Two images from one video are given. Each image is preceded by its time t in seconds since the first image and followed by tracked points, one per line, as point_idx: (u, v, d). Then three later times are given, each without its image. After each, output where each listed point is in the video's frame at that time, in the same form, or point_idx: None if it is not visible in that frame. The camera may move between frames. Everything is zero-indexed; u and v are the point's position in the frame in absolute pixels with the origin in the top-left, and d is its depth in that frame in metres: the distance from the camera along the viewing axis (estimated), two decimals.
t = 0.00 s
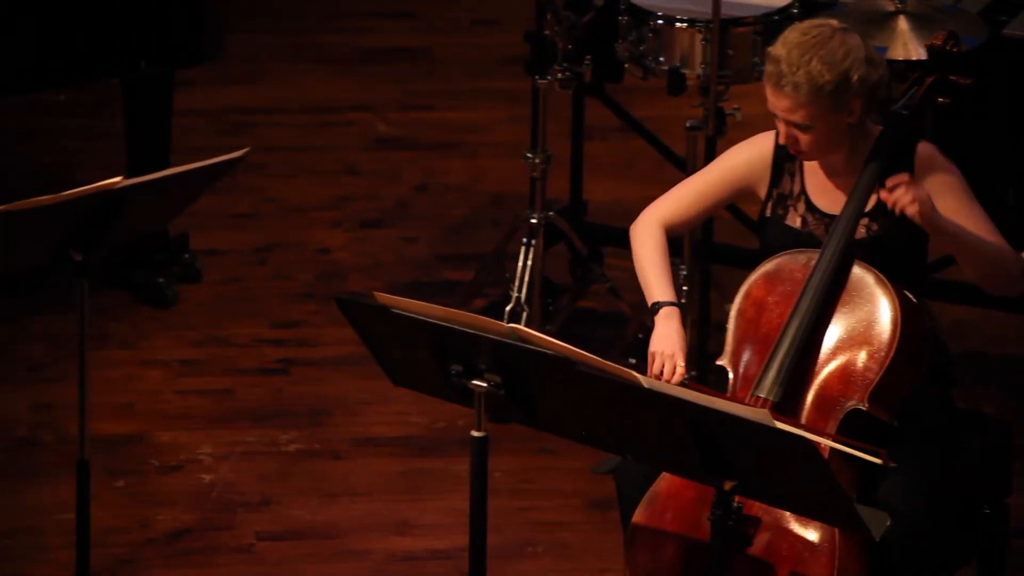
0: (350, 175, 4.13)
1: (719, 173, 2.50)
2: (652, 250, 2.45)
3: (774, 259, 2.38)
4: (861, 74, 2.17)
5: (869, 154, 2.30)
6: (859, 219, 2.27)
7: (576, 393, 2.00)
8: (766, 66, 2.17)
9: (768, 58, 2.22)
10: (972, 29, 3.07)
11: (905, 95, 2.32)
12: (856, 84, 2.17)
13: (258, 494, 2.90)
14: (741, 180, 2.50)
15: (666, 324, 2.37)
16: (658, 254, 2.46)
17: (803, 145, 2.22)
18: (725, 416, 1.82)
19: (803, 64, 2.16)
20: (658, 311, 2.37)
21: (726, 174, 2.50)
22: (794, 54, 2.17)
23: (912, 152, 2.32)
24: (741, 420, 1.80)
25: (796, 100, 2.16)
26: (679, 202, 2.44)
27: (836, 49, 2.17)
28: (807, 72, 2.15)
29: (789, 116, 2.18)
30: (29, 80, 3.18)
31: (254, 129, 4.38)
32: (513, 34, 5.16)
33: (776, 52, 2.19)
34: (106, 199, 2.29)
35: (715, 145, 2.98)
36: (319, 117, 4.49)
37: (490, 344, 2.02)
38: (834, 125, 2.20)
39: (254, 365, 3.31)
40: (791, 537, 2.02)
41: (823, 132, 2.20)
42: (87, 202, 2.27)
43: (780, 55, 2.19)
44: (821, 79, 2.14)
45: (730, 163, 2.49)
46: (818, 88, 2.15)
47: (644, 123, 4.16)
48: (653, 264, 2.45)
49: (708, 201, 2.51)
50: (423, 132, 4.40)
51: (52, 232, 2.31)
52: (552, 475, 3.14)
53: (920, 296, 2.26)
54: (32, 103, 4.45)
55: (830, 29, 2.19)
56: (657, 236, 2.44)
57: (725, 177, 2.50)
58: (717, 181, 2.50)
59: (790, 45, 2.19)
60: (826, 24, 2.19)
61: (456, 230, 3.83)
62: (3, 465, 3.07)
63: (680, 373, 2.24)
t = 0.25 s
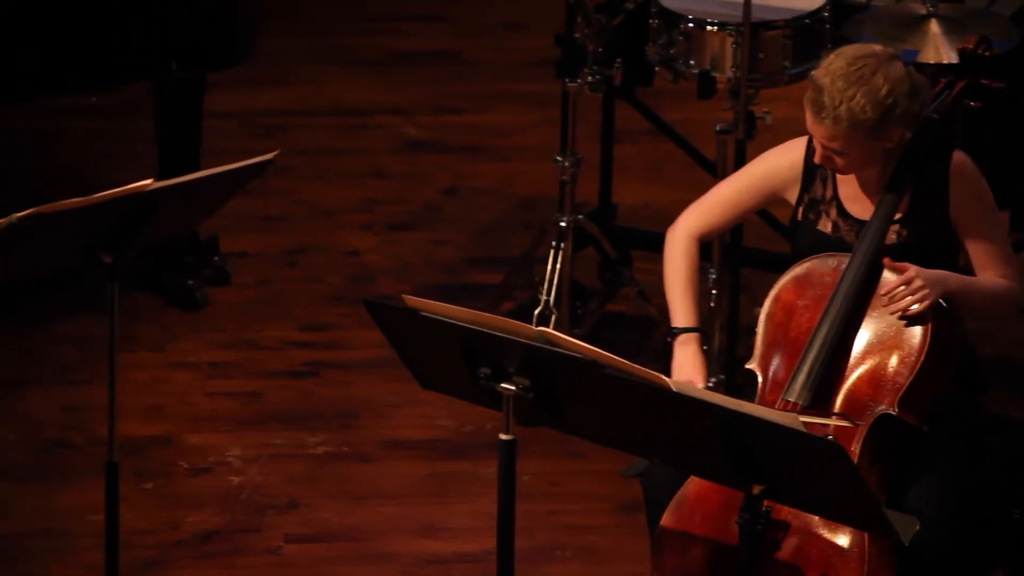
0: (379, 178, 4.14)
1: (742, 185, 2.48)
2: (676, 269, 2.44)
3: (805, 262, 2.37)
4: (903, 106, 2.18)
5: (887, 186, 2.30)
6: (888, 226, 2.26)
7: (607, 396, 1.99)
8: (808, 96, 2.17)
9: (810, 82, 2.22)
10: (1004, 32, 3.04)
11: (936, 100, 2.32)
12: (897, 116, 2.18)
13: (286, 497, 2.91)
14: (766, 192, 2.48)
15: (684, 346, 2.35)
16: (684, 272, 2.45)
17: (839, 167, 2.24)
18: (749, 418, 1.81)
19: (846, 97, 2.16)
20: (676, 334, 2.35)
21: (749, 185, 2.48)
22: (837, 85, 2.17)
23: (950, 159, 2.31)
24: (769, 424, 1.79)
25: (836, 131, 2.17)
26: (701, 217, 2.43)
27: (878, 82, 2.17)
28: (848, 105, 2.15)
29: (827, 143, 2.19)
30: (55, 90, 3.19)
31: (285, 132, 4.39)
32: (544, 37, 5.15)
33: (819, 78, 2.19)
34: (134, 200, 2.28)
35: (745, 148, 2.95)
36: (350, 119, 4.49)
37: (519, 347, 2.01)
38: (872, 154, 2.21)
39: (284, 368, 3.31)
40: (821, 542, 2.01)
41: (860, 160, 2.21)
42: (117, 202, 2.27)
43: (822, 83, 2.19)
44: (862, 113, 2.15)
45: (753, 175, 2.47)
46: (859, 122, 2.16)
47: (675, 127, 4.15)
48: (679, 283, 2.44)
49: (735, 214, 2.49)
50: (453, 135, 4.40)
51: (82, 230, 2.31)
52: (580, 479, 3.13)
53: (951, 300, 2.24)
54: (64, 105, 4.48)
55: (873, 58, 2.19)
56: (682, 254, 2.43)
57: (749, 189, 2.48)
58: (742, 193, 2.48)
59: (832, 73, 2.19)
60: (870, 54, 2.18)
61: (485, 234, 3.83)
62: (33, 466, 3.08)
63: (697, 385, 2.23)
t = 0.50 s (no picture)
0: (399, 186, 4.14)
1: (771, 198, 2.47)
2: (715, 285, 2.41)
3: (829, 273, 2.37)
4: (931, 99, 2.18)
5: (920, 184, 2.29)
6: (916, 235, 2.25)
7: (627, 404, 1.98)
8: (835, 86, 2.17)
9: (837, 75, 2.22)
10: None
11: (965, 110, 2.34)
12: (925, 109, 2.18)
13: (306, 505, 2.91)
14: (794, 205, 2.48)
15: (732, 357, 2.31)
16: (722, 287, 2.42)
17: (866, 165, 2.22)
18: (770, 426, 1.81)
19: (873, 87, 2.16)
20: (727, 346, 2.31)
21: (777, 198, 2.47)
22: (865, 77, 2.17)
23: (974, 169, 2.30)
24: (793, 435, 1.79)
25: (864, 122, 2.16)
26: (735, 231, 2.42)
27: (906, 74, 2.17)
28: (876, 95, 2.15)
29: (854, 136, 2.18)
30: (56, 91, 3.14)
31: (305, 140, 4.39)
32: (565, 45, 5.15)
33: (846, 71, 2.19)
34: (154, 207, 2.27)
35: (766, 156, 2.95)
36: (370, 128, 4.50)
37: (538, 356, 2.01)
38: (899, 149, 2.20)
39: (304, 376, 3.32)
40: (844, 553, 2.00)
41: (887, 155, 2.20)
42: (137, 209, 2.26)
43: (850, 77, 2.19)
44: (891, 104, 2.14)
45: (780, 186, 2.47)
46: (887, 113, 2.15)
47: (696, 136, 4.14)
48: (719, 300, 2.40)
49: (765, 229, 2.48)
50: (474, 144, 4.40)
51: (101, 239, 2.30)
52: (600, 488, 3.13)
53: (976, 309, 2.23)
54: (85, 113, 4.49)
55: (900, 52, 2.20)
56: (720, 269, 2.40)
57: (779, 202, 2.47)
58: (772, 206, 2.47)
59: (860, 65, 2.19)
60: (897, 47, 2.20)
61: (505, 243, 3.83)
62: (54, 474, 3.09)
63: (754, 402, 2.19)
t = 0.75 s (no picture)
0: (418, 202, 4.15)
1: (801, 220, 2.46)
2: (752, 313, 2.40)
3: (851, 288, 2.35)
4: (937, 124, 2.18)
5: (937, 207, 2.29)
6: (935, 255, 2.25)
7: (646, 421, 1.98)
8: (842, 116, 2.18)
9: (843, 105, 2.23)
10: None
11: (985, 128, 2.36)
12: (933, 134, 2.17)
13: (324, 521, 2.91)
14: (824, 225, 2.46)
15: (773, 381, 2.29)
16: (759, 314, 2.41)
17: (878, 191, 2.22)
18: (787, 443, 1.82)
19: (880, 116, 2.16)
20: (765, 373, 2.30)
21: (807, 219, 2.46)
22: (871, 104, 2.17)
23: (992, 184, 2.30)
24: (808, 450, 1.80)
25: (871, 151, 2.16)
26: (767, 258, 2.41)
27: (913, 100, 2.17)
28: (883, 123, 2.15)
29: (864, 164, 2.18)
30: (56, 90, 3.15)
31: (324, 156, 4.40)
32: (585, 61, 5.15)
33: (852, 100, 2.20)
34: (175, 222, 2.28)
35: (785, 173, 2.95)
36: (390, 144, 4.51)
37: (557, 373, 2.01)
38: (909, 174, 2.20)
39: (323, 393, 3.32)
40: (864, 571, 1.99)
41: (898, 181, 2.20)
42: (158, 224, 2.27)
43: (857, 104, 2.19)
44: (898, 131, 2.15)
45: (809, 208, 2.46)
46: (894, 140, 2.15)
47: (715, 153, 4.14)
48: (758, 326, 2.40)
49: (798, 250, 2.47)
50: (493, 160, 4.41)
51: (122, 253, 2.31)
52: (619, 505, 3.12)
53: (997, 326, 2.22)
54: (105, 128, 4.51)
55: (906, 78, 2.20)
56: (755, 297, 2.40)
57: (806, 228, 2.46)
58: (803, 229, 2.46)
59: (866, 94, 2.19)
60: (902, 74, 2.20)
61: (524, 259, 3.84)
62: (73, 490, 3.10)
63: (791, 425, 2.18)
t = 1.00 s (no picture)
0: (439, 219, 4.15)
1: (806, 227, 2.47)
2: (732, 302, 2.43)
3: (865, 305, 2.37)
4: (959, 133, 2.18)
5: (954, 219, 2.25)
6: (949, 269, 2.22)
7: (666, 440, 1.99)
8: (864, 121, 2.18)
9: (865, 111, 2.23)
10: None
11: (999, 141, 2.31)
12: (954, 143, 2.18)
13: (344, 537, 2.91)
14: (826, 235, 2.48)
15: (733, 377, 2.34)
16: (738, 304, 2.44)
17: (895, 200, 2.22)
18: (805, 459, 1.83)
19: (902, 121, 2.17)
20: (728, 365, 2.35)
21: (810, 226, 2.47)
22: (894, 111, 2.18)
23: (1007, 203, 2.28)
24: (830, 468, 1.81)
25: (892, 157, 2.16)
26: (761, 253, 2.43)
27: (935, 108, 2.18)
28: (905, 129, 2.16)
29: (883, 171, 2.18)
30: (56, 90, 3.14)
31: (345, 173, 4.42)
32: (606, 78, 5.16)
33: (875, 106, 2.20)
34: (193, 239, 2.29)
35: (806, 189, 2.94)
36: (411, 160, 4.52)
37: (576, 390, 2.01)
38: (928, 184, 2.20)
39: (343, 409, 3.32)
40: None
41: (917, 190, 2.20)
42: (177, 242, 2.27)
43: (880, 111, 2.19)
44: (919, 137, 2.15)
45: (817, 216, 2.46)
46: (916, 146, 2.15)
47: (736, 170, 4.14)
48: (733, 316, 2.43)
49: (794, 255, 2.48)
50: (513, 177, 4.42)
51: (142, 269, 2.32)
52: (639, 522, 3.11)
53: (1014, 341, 2.21)
54: (128, 145, 4.53)
55: (929, 87, 2.21)
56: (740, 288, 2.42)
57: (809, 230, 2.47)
58: (807, 232, 2.47)
59: (888, 100, 2.20)
60: (925, 82, 2.21)
61: (544, 277, 3.84)
62: (94, 506, 3.10)
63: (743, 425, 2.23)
